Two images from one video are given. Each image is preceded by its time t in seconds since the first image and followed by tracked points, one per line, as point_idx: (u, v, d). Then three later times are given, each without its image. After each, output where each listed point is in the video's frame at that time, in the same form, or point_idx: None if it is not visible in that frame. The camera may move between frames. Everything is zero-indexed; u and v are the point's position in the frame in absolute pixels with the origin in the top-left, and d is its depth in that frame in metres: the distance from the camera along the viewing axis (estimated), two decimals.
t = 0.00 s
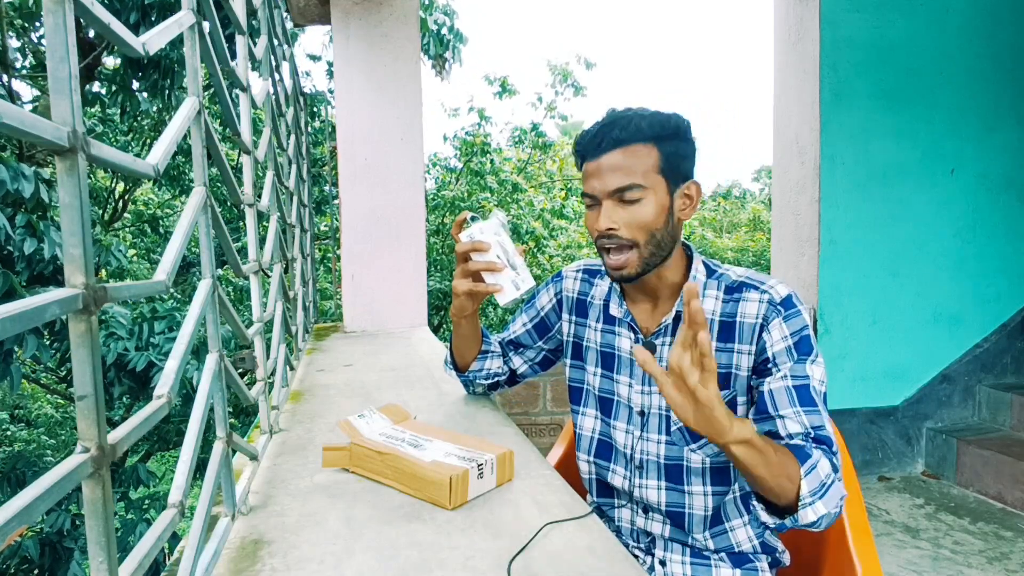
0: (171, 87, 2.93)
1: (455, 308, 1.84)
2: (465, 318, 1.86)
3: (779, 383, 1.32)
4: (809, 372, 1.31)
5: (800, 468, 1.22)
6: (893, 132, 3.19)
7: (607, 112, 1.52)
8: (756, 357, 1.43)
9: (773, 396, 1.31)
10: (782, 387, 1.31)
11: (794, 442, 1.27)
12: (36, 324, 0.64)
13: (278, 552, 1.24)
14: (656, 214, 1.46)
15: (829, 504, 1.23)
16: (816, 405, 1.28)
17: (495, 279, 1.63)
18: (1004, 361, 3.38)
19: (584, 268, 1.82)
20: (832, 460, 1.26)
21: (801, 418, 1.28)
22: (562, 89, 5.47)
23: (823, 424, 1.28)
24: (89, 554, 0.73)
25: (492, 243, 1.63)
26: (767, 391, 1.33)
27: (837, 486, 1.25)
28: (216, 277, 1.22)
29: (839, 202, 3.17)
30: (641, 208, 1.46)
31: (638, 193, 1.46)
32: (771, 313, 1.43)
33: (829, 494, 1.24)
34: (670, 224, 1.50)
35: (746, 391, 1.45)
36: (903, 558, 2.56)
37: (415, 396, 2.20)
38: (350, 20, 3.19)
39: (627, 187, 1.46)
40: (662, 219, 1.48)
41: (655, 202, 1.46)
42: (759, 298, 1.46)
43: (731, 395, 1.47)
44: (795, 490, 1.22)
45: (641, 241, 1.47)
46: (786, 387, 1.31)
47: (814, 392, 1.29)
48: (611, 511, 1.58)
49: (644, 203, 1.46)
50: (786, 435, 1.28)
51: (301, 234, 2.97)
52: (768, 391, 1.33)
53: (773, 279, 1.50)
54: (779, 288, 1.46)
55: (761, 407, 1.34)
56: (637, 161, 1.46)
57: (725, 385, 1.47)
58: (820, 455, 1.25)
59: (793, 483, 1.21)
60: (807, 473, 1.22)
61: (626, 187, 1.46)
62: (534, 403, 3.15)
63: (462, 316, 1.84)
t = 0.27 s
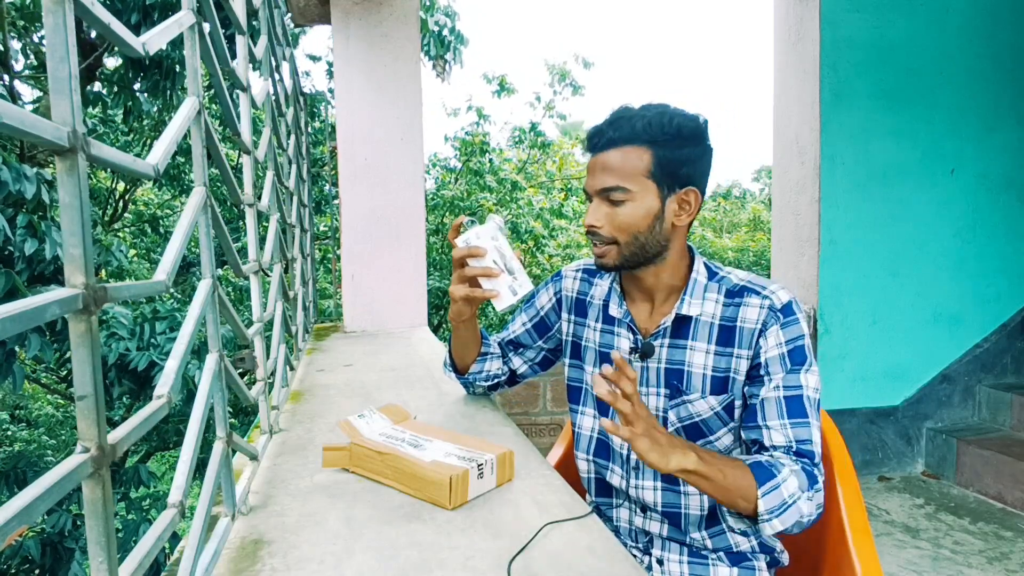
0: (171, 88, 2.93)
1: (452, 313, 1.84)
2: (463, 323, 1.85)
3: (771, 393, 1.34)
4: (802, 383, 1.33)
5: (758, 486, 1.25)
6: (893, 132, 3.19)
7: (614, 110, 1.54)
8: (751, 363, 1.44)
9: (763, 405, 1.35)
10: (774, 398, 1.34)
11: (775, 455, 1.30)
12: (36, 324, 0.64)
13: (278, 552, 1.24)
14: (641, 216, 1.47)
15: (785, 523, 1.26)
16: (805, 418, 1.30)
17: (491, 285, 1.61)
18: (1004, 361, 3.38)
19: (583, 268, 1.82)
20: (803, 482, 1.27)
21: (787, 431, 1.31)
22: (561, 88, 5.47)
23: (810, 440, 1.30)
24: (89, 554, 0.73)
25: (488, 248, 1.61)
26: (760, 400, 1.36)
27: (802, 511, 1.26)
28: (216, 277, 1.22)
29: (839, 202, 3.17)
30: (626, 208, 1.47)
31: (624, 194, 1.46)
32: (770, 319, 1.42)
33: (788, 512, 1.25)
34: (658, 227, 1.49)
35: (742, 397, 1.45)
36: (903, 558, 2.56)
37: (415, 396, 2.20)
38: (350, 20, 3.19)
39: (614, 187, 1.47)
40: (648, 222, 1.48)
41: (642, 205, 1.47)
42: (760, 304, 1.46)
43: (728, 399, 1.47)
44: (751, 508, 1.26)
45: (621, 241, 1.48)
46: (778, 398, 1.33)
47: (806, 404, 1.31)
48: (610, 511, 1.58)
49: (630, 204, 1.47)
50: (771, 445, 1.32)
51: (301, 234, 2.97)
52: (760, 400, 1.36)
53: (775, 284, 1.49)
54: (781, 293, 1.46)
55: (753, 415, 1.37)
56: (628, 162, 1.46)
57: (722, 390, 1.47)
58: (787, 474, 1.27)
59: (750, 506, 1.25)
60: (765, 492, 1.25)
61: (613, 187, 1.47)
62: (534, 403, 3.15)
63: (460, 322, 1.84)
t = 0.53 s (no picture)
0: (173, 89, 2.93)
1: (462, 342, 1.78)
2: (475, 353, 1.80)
3: (746, 387, 1.35)
4: (780, 381, 1.33)
5: (691, 452, 1.27)
6: (893, 132, 3.19)
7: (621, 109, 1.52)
8: (736, 360, 1.44)
9: (737, 398, 1.36)
10: (747, 392, 1.34)
11: (732, 441, 1.31)
12: (35, 324, 0.64)
13: (278, 552, 1.24)
14: (646, 219, 1.47)
15: (712, 496, 1.26)
16: (775, 413, 1.31)
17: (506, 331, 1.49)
18: (1004, 361, 3.38)
19: (585, 269, 1.83)
20: (747, 469, 1.26)
21: (752, 424, 1.32)
22: (561, 88, 5.47)
23: (773, 436, 1.31)
24: (90, 554, 0.73)
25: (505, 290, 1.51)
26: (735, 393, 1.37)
27: (732, 491, 1.25)
28: (216, 277, 1.22)
29: (839, 202, 3.17)
30: (633, 211, 1.47)
31: (631, 196, 1.47)
32: (759, 318, 1.42)
33: (719, 488, 1.25)
34: (664, 230, 1.49)
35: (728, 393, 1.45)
36: (903, 558, 2.56)
37: (415, 396, 2.20)
38: (350, 20, 3.19)
39: (621, 188, 1.47)
40: (654, 224, 1.48)
41: (648, 207, 1.47)
42: (752, 304, 1.46)
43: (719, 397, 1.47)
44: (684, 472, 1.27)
45: (626, 242, 1.49)
46: (750, 392, 1.34)
47: (780, 401, 1.31)
48: (611, 511, 1.58)
49: (637, 206, 1.47)
50: (734, 434, 1.33)
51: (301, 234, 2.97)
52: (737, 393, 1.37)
53: (770, 285, 1.49)
54: (773, 293, 1.45)
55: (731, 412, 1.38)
56: (636, 164, 1.46)
57: (714, 387, 1.48)
58: (729, 454, 1.27)
59: (682, 469, 1.27)
60: (698, 462, 1.26)
61: (620, 189, 1.47)
62: (534, 404, 3.15)
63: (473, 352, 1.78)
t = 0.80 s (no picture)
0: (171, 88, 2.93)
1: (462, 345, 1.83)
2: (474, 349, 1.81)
3: (762, 386, 1.33)
4: (795, 378, 1.31)
5: (732, 446, 1.26)
6: (893, 132, 3.19)
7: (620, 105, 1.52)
8: (746, 359, 1.44)
9: (754, 397, 1.34)
10: (764, 390, 1.32)
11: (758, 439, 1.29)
12: (35, 324, 0.64)
13: (278, 552, 1.24)
14: (673, 208, 1.48)
15: (754, 490, 1.24)
16: (796, 411, 1.29)
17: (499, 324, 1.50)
18: (1004, 361, 3.38)
19: (585, 270, 1.83)
20: (782, 463, 1.26)
21: (774, 422, 1.30)
22: (557, 86, 5.48)
23: (797, 433, 1.29)
24: (90, 554, 0.73)
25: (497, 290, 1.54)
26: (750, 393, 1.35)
27: (773, 482, 1.24)
28: (216, 277, 1.22)
29: (839, 202, 3.17)
30: (661, 201, 1.47)
31: (659, 186, 1.47)
32: (765, 315, 1.42)
33: (759, 479, 1.24)
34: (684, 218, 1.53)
35: (737, 393, 1.45)
36: (903, 558, 2.56)
37: (415, 396, 2.20)
38: (349, 19, 3.19)
39: (648, 180, 1.46)
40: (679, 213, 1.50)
41: (675, 196, 1.48)
42: (757, 302, 1.46)
43: (725, 396, 1.47)
44: (723, 468, 1.26)
45: (660, 235, 1.48)
46: (768, 391, 1.32)
47: (797, 397, 1.30)
48: (610, 512, 1.58)
49: (664, 197, 1.47)
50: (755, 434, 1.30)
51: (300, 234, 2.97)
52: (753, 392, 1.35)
53: (773, 282, 1.50)
54: (778, 291, 1.46)
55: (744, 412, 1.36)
56: (657, 154, 1.47)
57: (720, 386, 1.48)
58: (765, 446, 1.26)
59: (722, 462, 1.26)
60: (738, 453, 1.25)
61: (648, 180, 1.46)
62: (534, 403, 3.15)
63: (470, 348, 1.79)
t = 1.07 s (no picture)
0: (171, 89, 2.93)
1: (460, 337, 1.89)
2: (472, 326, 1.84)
3: (749, 369, 1.34)
4: (784, 364, 1.32)
5: (689, 420, 1.27)
6: (893, 132, 3.19)
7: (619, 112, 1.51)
8: (742, 348, 1.45)
9: (739, 379, 1.35)
10: (749, 373, 1.34)
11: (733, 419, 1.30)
12: (35, 324, 0.64)
13: (278, 552, 1.24)
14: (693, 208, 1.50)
15: (709, 463, 1.23)
16: (777, 394, 1.30)
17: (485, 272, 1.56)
18: (1004, 361, 3.38)
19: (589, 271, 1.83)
20: (744, 442, 1.24)
21: (753, 403, 1.31)
22: (557, 85, 5.48)
23: (773, 415, 1.28)
24: (89, 554, 0.73)
25: (489, 245, 1.60)
26: (738, 375, 1.36)
27: (730, 458, 1.23)
28: (216, 277, 1.22)
29: (839, 202, 3.17)
30: (683, 202, 1.48)
31: (678, 188, 1.48)
32: (767, 307, 1.43)
33: (715, 454, 1.23)
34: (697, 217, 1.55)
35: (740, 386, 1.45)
36: (903, 558, 2.56)
37: (415, 396, 2.20)
38: (350, 20, 3.19)
39: (668, 183, 1.47)
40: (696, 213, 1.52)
41: (691, 197, 1.50)
42: (759, 295, 1.47)
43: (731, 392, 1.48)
44: (680, 440, 1.27)
45: (688, 235, 1.49)
46: (753, 373, 1.33)
47: (782, 383, 1.31)
48: (612, 511, 1.58)
49: (683, 198, 1.48)
50: (734, 414, 1.32)
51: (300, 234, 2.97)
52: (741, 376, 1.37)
53: (776, 277, 1.50)
54: (780, 285, 1.46)
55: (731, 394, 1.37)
56: (670, 157, 1.48)
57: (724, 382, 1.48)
58: (725, 422, 1.25)
59: (680, 435, 1.27)
60: (695, 426, 1.26)
61: (668, 183, 1.47)
62: (534, 403, 3.15)
63: (468, 324, 1.83)
